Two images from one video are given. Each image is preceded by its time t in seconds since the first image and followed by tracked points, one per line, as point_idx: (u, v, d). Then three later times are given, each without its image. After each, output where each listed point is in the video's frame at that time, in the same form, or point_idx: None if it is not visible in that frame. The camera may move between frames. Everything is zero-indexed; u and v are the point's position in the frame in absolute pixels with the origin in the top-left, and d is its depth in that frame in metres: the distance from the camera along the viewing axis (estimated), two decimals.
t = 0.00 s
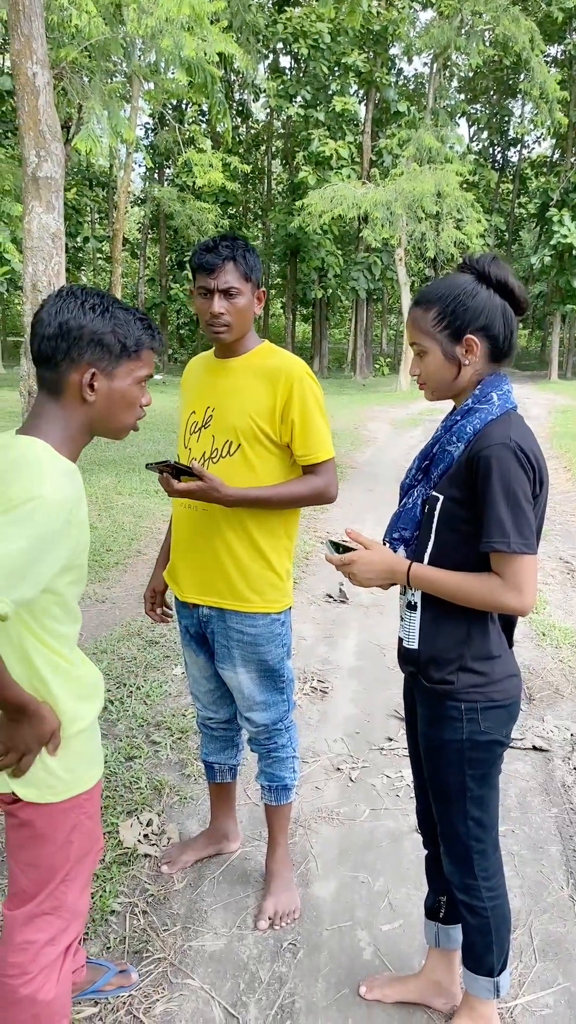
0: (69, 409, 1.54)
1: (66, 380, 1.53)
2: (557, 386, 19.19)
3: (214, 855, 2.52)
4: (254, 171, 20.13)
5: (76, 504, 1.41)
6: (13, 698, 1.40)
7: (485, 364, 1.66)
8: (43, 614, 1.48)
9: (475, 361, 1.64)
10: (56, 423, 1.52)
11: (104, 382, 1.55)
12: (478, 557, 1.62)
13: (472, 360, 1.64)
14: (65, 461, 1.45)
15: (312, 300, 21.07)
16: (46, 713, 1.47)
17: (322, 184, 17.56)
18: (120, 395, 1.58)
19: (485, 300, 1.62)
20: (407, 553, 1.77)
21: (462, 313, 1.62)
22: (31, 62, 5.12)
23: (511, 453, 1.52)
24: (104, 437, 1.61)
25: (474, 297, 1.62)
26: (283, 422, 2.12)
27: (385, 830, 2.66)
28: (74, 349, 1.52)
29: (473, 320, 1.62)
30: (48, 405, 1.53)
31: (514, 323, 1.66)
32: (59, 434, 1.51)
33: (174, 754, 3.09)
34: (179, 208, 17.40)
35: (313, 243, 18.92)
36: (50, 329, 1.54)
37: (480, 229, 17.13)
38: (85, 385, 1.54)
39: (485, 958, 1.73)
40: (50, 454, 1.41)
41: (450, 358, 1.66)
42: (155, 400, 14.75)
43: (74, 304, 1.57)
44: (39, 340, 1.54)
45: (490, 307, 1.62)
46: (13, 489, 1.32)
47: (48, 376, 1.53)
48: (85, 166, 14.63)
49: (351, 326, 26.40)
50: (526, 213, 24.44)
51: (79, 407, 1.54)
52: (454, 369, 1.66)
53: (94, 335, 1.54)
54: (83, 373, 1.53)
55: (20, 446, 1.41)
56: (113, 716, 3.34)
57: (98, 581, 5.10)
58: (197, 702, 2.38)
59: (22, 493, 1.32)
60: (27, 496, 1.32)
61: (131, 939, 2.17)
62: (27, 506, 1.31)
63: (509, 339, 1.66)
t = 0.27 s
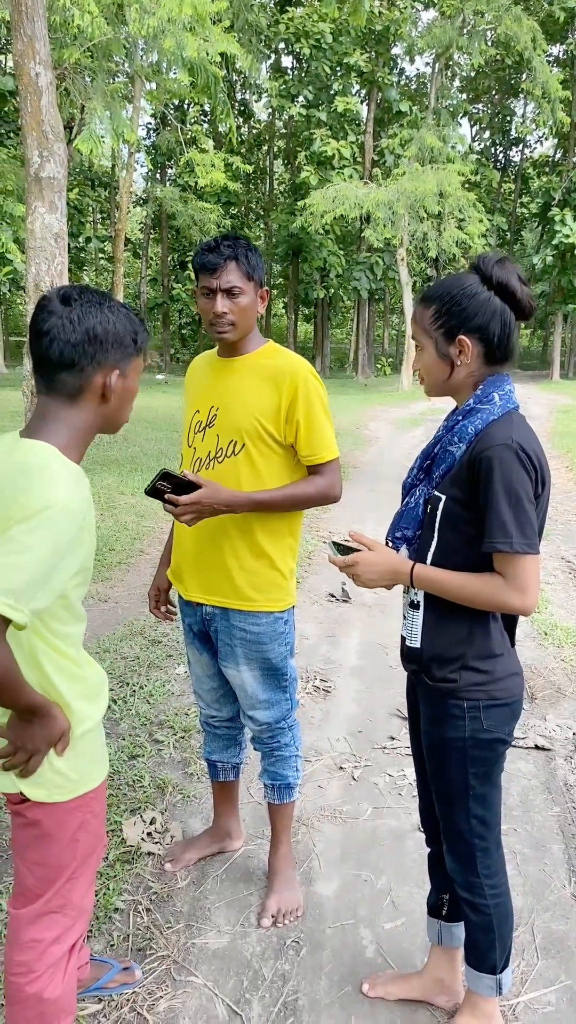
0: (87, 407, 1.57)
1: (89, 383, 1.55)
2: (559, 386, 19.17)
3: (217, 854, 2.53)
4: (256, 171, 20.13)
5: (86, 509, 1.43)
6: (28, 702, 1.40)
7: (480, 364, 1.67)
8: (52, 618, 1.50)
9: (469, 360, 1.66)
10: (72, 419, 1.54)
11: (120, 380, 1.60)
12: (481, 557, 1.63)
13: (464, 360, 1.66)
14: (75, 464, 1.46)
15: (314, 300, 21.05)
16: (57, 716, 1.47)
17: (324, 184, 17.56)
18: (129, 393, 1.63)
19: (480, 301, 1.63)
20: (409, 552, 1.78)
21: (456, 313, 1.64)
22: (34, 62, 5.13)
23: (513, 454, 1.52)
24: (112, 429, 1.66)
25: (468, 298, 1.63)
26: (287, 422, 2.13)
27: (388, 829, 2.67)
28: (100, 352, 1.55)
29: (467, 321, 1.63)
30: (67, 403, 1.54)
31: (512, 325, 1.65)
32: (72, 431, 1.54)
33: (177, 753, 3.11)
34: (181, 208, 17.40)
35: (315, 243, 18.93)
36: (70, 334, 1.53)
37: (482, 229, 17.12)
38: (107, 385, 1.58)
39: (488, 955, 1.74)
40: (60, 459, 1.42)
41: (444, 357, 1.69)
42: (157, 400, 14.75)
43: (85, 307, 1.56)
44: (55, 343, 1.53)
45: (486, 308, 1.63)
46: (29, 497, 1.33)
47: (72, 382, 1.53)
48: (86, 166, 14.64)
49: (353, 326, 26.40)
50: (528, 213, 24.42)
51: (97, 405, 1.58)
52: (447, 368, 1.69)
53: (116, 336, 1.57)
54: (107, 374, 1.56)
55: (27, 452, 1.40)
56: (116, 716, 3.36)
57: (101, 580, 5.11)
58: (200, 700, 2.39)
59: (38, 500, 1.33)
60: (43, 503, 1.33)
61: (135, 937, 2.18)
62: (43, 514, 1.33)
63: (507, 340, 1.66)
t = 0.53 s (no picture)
0: (87, 407, 1.56)
1: (89, 383, 1.55)
2: (558, 386, 19.17)
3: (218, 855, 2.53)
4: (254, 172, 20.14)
5: (90, 509, 1.43)
6: (34, 705, 1.39)
7: (479, 366, 1.67)
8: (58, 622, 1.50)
9: (468, 360, 1.66)
10: (74, 419, 1.54)
11: (118, 378, 1.59)
12: (482, 559, 1.63)
13: (463, 360, 1.67)
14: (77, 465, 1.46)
15: (313, 301, 21.04)
16: (62, 718, 1.46)
17: (322, 184, 17.57)
18: (128, 390, 1.63)
19: (482, 303, 1.62)
20: (410, 553, 1.77)
21: (458, 313, 1.64)
22: (34, 63, 5.12)
23: (515, 456, 1.52)
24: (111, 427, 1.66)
25: (470, 298, 1.63)
26: (286, 424, 2.12)
27: (388, 830, 2.67)
28: (100, 351, 1.55)
29: (467, 321, 1.63)
30: (66, 403, 1.54)
31: (514, 328, 1.65)
32: (73, 431, 1.54)
33: (177, 754, 3.11)
34: (180, 209, 17.40)
35: (314, 244, 18.92)
36: (69, 333, 1.52)
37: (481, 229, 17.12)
38: (108, 383, 1.57)
39: (490, 956, 1.73)
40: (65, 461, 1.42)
41: (443, 356, 1.69)
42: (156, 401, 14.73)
43: (82, 307, 1.56)
44: (53, 343, 1.52)
45: (488, 310, 1.62)
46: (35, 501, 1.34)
47: (72, 383, 1.53)
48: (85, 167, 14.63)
49: (352, 326, 26.40)
50: (527, 213, 24.43)
51: (98, 404, 1.58)
52: (446, 366, 1.70)
53: (115, 333, 1.57)
54: (107, 373, 1.56)
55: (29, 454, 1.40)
56: (116, 716, 3.36)
57: (100, 581, 5.12)
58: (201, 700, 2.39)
59: (44, 504, 1.33)
60: (49, 507, 1.34)
61: (136, 938, 2.18)
62: (50, 518, 1.33)
63: (508, 342, 1.65)
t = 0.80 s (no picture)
0: (82, 407, 1.56)
1: (83, 382, 1.55)
2: (552, 389, 19.23)
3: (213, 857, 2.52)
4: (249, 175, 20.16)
5: (86, 509, 1.42)
6: (28, 707, 1.38)
7: (478, 365, 1.67)
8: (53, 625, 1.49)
9: (466, 361, 1.66)
10: (69, 420, 1.53)
11: (112, 377, 1.59)
12: (479, 561, 1.63)
13: (461, 361, 1.67)
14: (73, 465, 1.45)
15: (308, 303, 21.06)
16: (57, 720, 1.46)
17: (317, 187, 17.60)
18: (122, 390, 1.63)
19: (478, 302, 1.62)
20: (409, 555, 1.77)
21: (453, 315, 1.64)
22: (28, 64, 5.11)
23: (513, 458, 1.52)
24: (107, 424, 1.66)
25: (466, 298, 1.63)
26: (281, 435, 2.11)
27: (384, 831, 2.67)
28: (94, 351, 1.55)
29: (464, 321, 1.63)
30: (61, 403, 1.53)
31: (512, 325, 1.65)
32: (69, 431, 1.53)
33: (172, 757, 3.10)
34: (175, 212, 17.40)
35: (309, 246, 18.94)
36: (60, 333, 1.52)
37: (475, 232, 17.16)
38: (102, 381, 1.57)
39: (486, 957, 1.73)
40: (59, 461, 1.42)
41: (441, 357, 1.70)
42: (151, 404, 14.73)
43: (73, 305, 1.55)
44: (45, 342, 1.51)
45: (484, 308, 1.62)
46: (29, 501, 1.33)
47: (66, 383, 1.53)
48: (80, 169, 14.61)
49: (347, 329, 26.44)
50: (521, 216, 24.50)
51: (92, 404, 1.57)
52: (444, 368, 1.70)
53: (107, 330, 1.57)
54: (101, 372, 1.56)
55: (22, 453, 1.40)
56: (111, 719, 3.35)
57: (95, 583, 5.11)
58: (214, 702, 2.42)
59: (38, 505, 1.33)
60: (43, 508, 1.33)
61: (131, 941, 2.17)
62: (44, 520, 1.33)
63: (505, 340, 1.65)
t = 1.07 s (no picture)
0: (68, 402, 1.54)
1: (69, 378, 1.53)
2: (542, 392, 19.33)
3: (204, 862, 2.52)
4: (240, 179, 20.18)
5: (75, 511, 1.41)
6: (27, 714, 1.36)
7: (468, 363, 1.67)
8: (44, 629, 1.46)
9: (456, 360, 1.66)
10: (55, 417, 1.52)
11: (98, 374, 1.58)
12: (472, 561, 1.62)
13: (451, 360, 1.66)
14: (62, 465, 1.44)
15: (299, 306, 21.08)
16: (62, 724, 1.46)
17: (308, 191, 17.64)
18: (108, 387, 1.61)
19: (465, 299, 1.62)
20: (402, 556, 1.76)
21: (443, 313, 1.64)
22: (18, 65, 5.08)
23: (504, 457, 1.52)
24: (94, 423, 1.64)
25: (453, 296, 1.63)
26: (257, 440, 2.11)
27: (376, 834, 2.66)
28: (80, 347, 1.54)
29: (453, 320, 1.63)
30: (45, 398, 1.51)
31: (501, 323, 1.65)
32: (55, 427, 1.51)
33: (162, 760, 3.08)
34: (166, 215, 17.38)
35: (299, 249, 19.00)
36: (44, 326, 1.51)
37: (465, 236, 17.23)
38: (88, 376, 1.55)
39: (478, 961, 1.72)
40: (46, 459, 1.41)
41: (431, 356, 1.69)
42: (142, 407, 14.70)
43: (58, 300, 1.55)
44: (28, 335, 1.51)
45: (472, 306, 1.62)
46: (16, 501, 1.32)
47: (52, 379, 1.51)
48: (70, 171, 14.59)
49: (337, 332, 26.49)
50: (511, 220, 24.63)
51: (79, 400, 1.55)
52: (435, 367, 1.69)
53: (92, 325, 1.56)
54: (87, 366, 1.54)
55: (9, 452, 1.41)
56: (100, 722, 3.33)
57: (84, 586, 5.07)
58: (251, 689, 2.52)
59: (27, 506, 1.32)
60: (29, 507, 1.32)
61: (120, 947, 2.15)
62: (30, 524, 1.31)
63: (494, 338, 1.64)
